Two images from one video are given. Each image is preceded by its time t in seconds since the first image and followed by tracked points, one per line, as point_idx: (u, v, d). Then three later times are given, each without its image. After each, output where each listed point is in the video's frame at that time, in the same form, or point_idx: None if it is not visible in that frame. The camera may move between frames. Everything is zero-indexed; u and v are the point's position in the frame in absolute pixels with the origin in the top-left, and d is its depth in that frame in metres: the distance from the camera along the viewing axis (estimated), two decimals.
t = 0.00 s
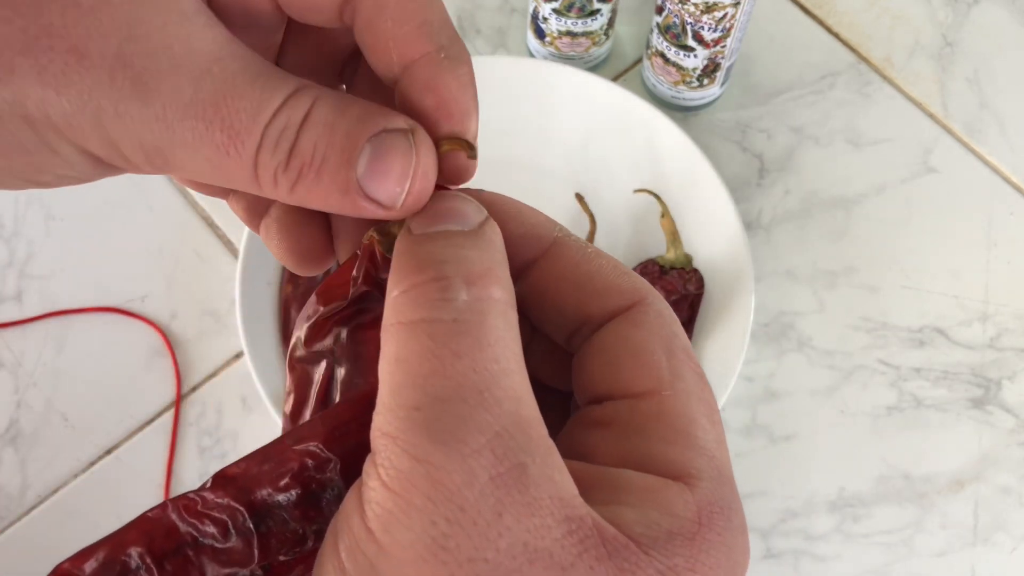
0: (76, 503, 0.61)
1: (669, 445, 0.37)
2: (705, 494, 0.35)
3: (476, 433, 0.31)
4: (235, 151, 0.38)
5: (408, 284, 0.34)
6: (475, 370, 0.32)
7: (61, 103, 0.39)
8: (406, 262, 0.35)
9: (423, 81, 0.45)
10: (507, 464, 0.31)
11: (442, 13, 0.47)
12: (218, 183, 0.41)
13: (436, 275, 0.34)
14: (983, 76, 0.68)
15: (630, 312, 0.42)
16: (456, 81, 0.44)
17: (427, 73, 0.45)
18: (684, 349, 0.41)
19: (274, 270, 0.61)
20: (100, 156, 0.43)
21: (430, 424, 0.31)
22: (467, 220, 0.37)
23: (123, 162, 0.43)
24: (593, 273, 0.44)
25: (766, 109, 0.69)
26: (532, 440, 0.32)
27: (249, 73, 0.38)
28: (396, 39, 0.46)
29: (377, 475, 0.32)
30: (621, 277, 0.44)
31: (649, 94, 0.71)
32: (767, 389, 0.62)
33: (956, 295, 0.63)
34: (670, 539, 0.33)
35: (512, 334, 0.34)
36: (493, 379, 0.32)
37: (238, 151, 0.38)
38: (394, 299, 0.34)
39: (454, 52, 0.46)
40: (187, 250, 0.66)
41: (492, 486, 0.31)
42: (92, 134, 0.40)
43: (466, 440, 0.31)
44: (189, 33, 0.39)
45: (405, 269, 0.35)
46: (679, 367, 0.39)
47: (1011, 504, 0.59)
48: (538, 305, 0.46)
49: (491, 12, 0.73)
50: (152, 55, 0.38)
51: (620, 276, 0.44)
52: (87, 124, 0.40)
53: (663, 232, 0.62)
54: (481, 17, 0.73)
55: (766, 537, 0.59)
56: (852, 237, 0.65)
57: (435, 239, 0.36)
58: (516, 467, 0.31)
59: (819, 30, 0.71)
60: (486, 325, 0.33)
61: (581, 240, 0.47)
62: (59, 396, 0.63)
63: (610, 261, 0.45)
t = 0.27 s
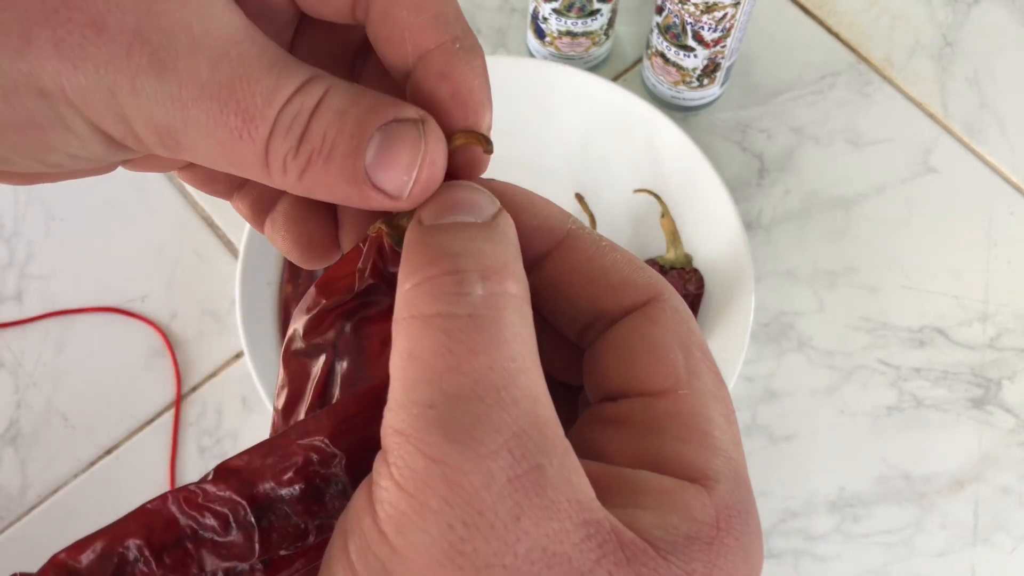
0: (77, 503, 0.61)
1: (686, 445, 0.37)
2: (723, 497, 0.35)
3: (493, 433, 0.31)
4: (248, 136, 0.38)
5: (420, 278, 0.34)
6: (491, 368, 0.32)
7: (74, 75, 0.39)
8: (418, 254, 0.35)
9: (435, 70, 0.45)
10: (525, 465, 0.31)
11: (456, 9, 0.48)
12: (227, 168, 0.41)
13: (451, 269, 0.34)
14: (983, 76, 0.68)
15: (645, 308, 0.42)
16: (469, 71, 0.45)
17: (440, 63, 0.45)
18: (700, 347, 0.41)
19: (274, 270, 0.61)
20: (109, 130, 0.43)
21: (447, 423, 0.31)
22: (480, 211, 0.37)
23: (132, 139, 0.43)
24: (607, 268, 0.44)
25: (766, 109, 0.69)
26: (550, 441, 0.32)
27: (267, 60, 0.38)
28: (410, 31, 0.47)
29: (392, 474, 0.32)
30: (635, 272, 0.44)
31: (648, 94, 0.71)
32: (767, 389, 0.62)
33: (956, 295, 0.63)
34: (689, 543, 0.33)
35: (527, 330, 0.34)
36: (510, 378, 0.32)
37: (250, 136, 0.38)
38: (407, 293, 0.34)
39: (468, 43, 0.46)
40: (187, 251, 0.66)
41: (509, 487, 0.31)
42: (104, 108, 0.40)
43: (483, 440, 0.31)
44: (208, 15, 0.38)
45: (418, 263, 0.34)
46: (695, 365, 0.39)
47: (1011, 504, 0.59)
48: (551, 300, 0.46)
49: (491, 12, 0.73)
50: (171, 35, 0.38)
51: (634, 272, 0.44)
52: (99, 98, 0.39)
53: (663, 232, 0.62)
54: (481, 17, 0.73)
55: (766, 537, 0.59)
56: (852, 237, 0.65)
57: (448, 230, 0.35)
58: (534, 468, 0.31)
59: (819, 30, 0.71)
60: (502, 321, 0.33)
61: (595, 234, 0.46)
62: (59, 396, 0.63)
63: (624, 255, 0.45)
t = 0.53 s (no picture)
0: (77, 503, 0.61)
1: (687, 441, 0.37)
2: (725, 493, 0.35)
3: (497, 436, 0.31)
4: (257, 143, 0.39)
5: (422, 277, 0.34)
6: (495, 369, 0.32)
7: (85, 90, 0.39)
8: (420, 251, 0.34)
9: (444, 64, 0.46)
10: (530, 467, 0.31)
11: None
12: (236, 170, 0.42)
13: (454, 268, 0.33)
14: (983, 76, 0.68)
15: (644, 303, 0.42)
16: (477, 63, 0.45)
17: (450, 56, 0.46)
18: (698, 342, 0.41)
19: (274, 270, 0.60)
20: (120, 140, 0.43)
21: (451, 425, 0.31)
22: (485, 209, 0.36)
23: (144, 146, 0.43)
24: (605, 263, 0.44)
25: (766, 109, 0.69)
26: (553, 443, 0.32)
27: (276, 67, 0.39)
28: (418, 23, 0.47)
29: (395, 475, 0.32)
30: (633, 267, 0.44)
31: (648, 94, 0.71)
32: (767, 388, 0.62)
33: (956, 295, 0.63)
34: (694, 541, 0.33)
35: (530, 331, 0.34)
36: (514, 379, 0.32)
37: (260, 144, 0.39)
38: (409, 292, 0.34)
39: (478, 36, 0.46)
40: (186, 251, 0.66)
41: (514, 490, 0.31)
42: (116, 121, 0.40)
43: (487, 442, 0.31)
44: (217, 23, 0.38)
45: (420, 261, 0.34)
46: (694, 360, 0.39)
47: (1011, 504, 0.59)
48: (548, 295, 0.46)
49: (491, 12, 0.73)
50: (180, 46, 0.38)
51: (632, 266, 0.44)
52: (112, 112, 0.40)
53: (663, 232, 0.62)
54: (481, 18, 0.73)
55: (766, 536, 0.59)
56: (852, 237, 0.65)
57: (449, 227, 0.35)
58: (538, 470, 0.31)
59: (819, 30, 0.71)
60: (505, 322, 0.33)
61: (592, 227, 0.46)
62: (59, 396, 0.63)
63: (620, 249, 0.45)
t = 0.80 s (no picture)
0: (76, 503, 0.61)
1: (683, 447, 0.37)
2: (721, 499, 0.35)
3: (486, 440, 0.31)
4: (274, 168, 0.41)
5: (416, 280, 0.33)
6: (486, 373, 0.32)
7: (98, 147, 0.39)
8: (414, 253, 0.34)
9: (456, 94, 0.49)
10: (518, 470, 0.31)
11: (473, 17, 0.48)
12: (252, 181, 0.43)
13: (448, 272, 0.33)
14: (983, 76, 0.68)
15: (641, 306, 0.42)
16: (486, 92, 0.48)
17: (462, 84, 0.48)
18: (695, 345, 0.40)
19: (274, 269, 0.61)
20: (136, 180, 0.44)
21: (439, 429, 0.31)
22: (482, 214, 0.35)
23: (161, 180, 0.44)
24: (602, 266, 0.44)
25: (766, 109, 0.69)
26: (543, 447, 0.32)
27: (282, 95, 0.39)
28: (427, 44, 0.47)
29: (383, 477, 0.32)
30: (631, 270, 0.44)
31: (648, 94, 0.71)
32: (767, 388, 0.62)
33: (956, 295, 0.63)
34: (688, 547, 0.33)
35: (523, 335, 0.34)
36: (505, 383, 0.32)
37: (277, 167, 0.41)
38: (402, 295, 0.34)
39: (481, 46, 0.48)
40: (187, 251, 0.66)
41: (501, 494, 0.31)
42: (133, 168, 0.41)
43: (475, 446, 0.31)
44: (219, 64, 0.38)
45: (415, 263, 0.34)
46: (691, 365, 0.39)
47: (1011, 504, 0.59)
48: (546, 297, 0.46)
49: (491, 12, 0.73)
50: (185, 93, 0.38)
51: (630, 269, 0.44)
52: (129, 161, 0.40)
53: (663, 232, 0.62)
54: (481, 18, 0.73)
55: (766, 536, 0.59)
56: (852, 237, 0.65)
57: (444, 230, 0.34)
58: (527, 475, 0.31)
59: (819, 30, 0.71)
60: (497, 326, 0.33)
61: (592, 230, 0.47)
62: (59, 396, 0.63)
63: (618, 253, 0.45)
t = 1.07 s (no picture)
0: (76, 503, 0.61)
1: (676, 462, 0.37)
2: (714, 515, 0.35)
3: (471, 460, 0.31)
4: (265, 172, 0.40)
5: (398, 301, 0.33)
6: (468, 393, 0.32)
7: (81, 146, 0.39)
8: (397, 271, 0.34)
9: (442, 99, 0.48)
10: (504, 490, 0.31)
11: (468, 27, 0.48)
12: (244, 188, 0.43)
13: (430, 291, 0.33)
14: (983, 76, 0.68)
15: (638, 318, 0.42)
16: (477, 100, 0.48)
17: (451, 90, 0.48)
18: (692, 358, 0.41)
19: (274, 269, 0.61)
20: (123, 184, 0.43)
21: (424, 451, 0.31)
22: (464, 226, 0.36)
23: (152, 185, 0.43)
24: (601, 275, 0.44)
25: (766, 109, 0.69)
26: (529, 465, 0.32)
27: (273, 95, 0.38)
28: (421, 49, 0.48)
29: (369, 500, 0.32)
30: (629, 280, 0.44)
31: (648, 94, 0.71)
32: (767, 388, 0.62)
33: (956, 295, 0.63)
34: (677, 564, 0.33)
35: (507, 352, 0.34)
36: (489, 402, 0.32)
37: (268, 171, 0.40)
38: (385, 315, 0.34)
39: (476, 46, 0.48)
40: (186, 250, 0.66)
41: (488, 513, 0.31)
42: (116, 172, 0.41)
43: (460, 468, 0.31)
44: (208, 63, 0.38)
45: (398, 281, 0.34)
46: (687, 379, 0.39)
47: (1011, 504, 0.59)
48: (544, 307, 0.46)
49: (491, 12, 0.73)
50: (171, 90, 0.37)
51: (629, 280, 0.44)
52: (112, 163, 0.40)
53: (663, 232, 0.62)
54: (481, 17, 0.73)
55: (766, 537, 0.59)
56: (852, 237, 0.65)
57: (427, 245, 0.34)
58: (513, 494, 0.31)
59: (819, 30, 0.71)
60: (479, 345, 0.33)
61: (591, 241, 0.47)
62: (58, 396, 0.63)
63: (618, 262, 0.45)
